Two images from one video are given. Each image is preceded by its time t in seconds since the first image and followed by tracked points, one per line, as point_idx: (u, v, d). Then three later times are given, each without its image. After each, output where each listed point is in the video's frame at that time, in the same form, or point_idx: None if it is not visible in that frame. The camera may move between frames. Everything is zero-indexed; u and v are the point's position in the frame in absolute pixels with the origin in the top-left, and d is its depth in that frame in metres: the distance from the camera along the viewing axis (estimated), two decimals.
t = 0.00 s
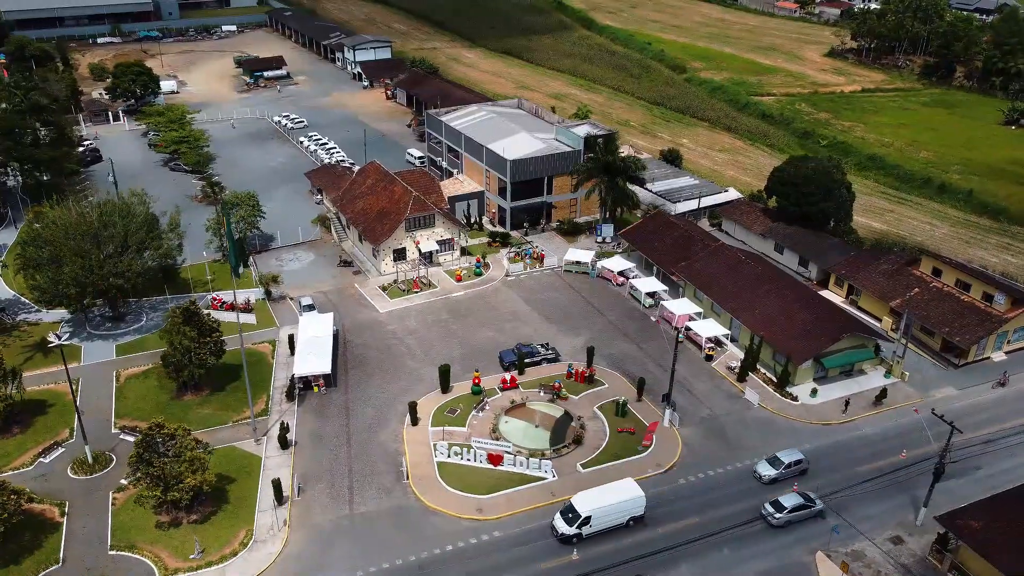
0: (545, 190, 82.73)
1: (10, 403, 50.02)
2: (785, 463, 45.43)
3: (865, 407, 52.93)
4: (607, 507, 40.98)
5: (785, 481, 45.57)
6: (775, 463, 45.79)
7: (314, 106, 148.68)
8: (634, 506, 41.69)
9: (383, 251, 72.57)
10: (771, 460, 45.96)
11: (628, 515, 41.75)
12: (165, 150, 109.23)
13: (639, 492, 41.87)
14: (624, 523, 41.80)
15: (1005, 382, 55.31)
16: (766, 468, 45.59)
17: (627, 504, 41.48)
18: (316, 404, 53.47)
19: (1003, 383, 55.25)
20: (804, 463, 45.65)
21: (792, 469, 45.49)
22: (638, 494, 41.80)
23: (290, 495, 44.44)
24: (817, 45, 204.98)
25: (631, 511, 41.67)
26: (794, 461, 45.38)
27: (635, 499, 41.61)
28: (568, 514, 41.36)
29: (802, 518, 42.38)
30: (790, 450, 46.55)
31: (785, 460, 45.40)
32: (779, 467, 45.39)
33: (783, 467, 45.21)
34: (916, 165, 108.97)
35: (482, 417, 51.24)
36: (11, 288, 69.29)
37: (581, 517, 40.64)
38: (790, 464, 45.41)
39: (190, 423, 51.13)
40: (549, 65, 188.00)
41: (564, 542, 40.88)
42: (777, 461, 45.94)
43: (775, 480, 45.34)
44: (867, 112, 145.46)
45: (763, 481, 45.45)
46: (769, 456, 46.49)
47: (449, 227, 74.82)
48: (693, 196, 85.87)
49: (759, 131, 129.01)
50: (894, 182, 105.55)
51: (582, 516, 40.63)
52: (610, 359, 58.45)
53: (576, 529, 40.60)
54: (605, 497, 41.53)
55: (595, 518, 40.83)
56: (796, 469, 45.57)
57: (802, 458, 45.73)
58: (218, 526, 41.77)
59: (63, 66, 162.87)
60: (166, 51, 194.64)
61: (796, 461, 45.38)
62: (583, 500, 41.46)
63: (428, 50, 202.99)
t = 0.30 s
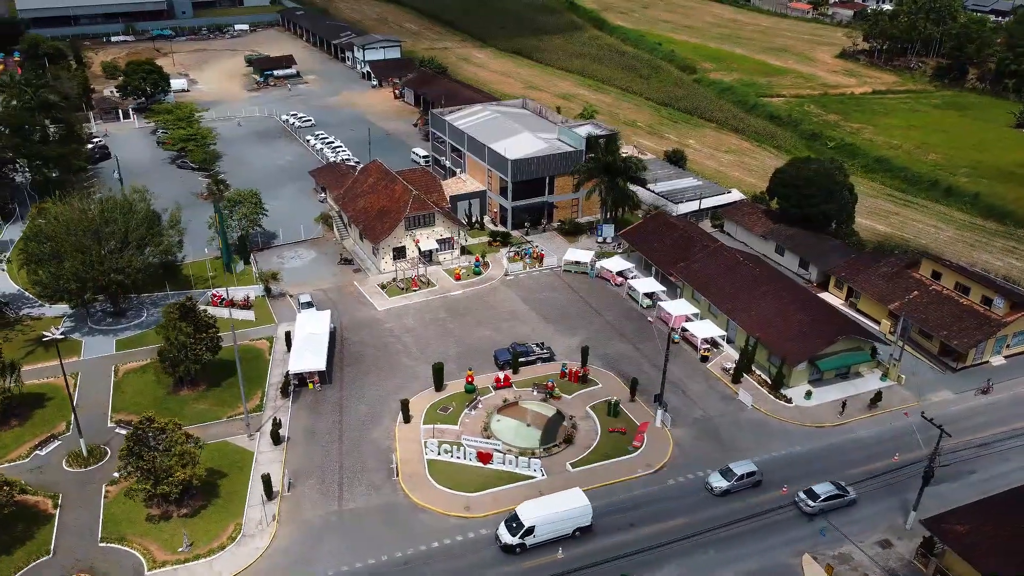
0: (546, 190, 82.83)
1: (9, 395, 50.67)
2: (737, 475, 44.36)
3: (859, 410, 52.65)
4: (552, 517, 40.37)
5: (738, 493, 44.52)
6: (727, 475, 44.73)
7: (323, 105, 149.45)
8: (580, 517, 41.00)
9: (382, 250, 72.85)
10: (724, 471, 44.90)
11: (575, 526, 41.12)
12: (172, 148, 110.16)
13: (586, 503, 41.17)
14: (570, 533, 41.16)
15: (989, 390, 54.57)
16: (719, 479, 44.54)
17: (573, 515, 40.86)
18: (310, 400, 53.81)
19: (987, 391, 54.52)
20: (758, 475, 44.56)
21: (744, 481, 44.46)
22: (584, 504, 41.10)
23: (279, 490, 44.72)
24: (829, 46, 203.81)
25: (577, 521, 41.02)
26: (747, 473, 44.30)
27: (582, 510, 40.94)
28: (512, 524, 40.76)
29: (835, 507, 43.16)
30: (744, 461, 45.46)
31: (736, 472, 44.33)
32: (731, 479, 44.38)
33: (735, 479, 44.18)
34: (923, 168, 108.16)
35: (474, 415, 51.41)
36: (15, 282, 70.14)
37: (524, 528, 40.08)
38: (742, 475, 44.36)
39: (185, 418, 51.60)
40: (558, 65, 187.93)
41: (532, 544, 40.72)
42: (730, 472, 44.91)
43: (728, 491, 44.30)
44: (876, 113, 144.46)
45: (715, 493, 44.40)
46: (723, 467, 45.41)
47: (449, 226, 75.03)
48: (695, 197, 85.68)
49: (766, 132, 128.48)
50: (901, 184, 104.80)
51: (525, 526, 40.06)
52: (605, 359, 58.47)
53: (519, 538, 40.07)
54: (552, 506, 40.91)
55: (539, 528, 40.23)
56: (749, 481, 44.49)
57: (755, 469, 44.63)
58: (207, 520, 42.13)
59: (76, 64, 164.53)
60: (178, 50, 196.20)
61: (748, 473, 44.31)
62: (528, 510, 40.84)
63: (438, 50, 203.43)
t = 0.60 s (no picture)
0: (550, 190, 82.82)
1: (11, 388, 51.41)
2: (691, 486, 43.37)
3: (856, 414, 52.28)
4: (496, 526, 39.86)
5: (691, 503, 43.56)
6: (680, 485, 43.74)
7: (334, 104, 150.27)
8: (526, 526, 40.42)
9: (385, 248, 73.14)
10: (678, 481, 43.91)
11: (520, 534, 40.51)
12: (183, 145, 111.23)
13: (532, 512, 40.61)
14: (515, 542, 40.59)
15: (974, 398, 53.77)
16: (672, 490, 43.53)
17: (519, 523, 40.30)
18: (307, 396, 54.15)
19: (972, 400, 53.73)
20: (711, 486, 43.59)
21: (697, 492, 43.49)
22: (530, 513, 40.55)
23: (272, 485, 45.10)
24: (844, 48, 202.19)
25: (523, 530, 40.45)
26: (700, 483, 43.31)
27: (527, 519, 40.37)
28: (456, 532, 40.25)
29: (870, 499, 43.89)
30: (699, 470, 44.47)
31: (690, 482, 43.35)
32: (684, 489, 43.41)
33: (688, 490, 43.20)
34: (935, 170, 107.08)
35: (468, 413, 51.57)
36: (23, 276, 71.10)
37: (468, 536, 39.58)
38: (695, 486, 43.38)
39: (183, 412, 52.15)
40: (570, 65, 187.78)
41: (497, 549, 40.50)
42: (683, 482, 43.91)
43: (680, 502, 43.33)
44: (890, 116, 143.14)
45: (668, 503, 43.44)
46: (676, 477, 44.39)
47: (451, 225, 75.24)
48: (700, 198, 85.37)
49: (777, 133, 127.73)
50: (911, 187, 103.90)
51: (468, 534, 39.58)
52: (602, 359, 58.46)
53: (463, 547, 39.58)
54: (496, 515, 40.32)
55: (482, 537, 39.76)
56: (702, 492, 43.52)
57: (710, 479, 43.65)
58: (199, 512, 42.58)
59: (92, 61, 166.43)
60: (194, 48, 197.88)
61: (702, 484, 43.33)
62: (473, 517, 40.32)
63: (451, 50, 203.86)
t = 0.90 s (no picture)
0: (554, 189, 82.56)
1: (14, 379, 52.17)
2: (643, 495, 42.71)
3: (853, 418, 51.93)
4: (439, 531, 39.50)
5: (642, 513, 42.90)
6: (632, 494, 43.10)
7: (346, 102, 151.03)
8: (471, 533, 40.04)
9: (387, 246, 73.52)
10: (630, 490, 43.26)
11: (465, 542, 40.12)
12: (194, 142, 112.32)
13: (478, 518, 40.27)
14: (460, 549, 40.19)
15: (958, 407, 52.69)
16: (623, 498, 42.84)
17: (464, 530, 39.93)
18: (304, 392, 54.54)
19: (956, 408, 52.69)
20: (664, 495, 42.97)
21: (650, 501, 42.80)
22: (476, 519, 40.19)
23: (265, 479, 45.50)
24: (860, 49, 200.53)
25: (468, 536, 40.05)
26: (653, 492, 42.68)
27: (473, 526, 40.01)
28: (399, 537, 39.86)
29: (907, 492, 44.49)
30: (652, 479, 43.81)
31: (642, 491, 42.70)
32: (636, 499, 42.72)
33: (640, 499, 42.53)
34: (947, 174, 105.97)
35: (463, 411, 51.70)
36: (31, 270, 72.07)
37: (410, 542, 39.21)
38: (648, 495, 42.72)
39: (182, 406, 52.72)
40: (583, 65, 187.54)
41: (440, 556, 40.09)
42: (636, 491, 43.25)
43: (632, 512, 42.64)
44: (904, 118, 141.75)
45: (619, 512, 42.76)
46: (629, 486, 43.71)
47: (454, 223, 75.48)
48: (706, 199, 85.05)
49: (788, 135, 126.95)
50: (921, 190, 102.91)
51: (411, 540, 39.20)
52: (600, 359, 58.43)
53: (405, 553, 39.15)
54: (439, 522, 39.97)
55: (425, 543, 39.39)
56: (655, 502, 42.85)
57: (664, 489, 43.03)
58: (192, 505, 43.05)
59: (110, 59, 168.36)
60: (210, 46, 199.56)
61: (655, 493, 42.69)
62: (416, 523, 39.98)
63: (464, 49, 204.25)
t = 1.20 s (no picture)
0: (559, 189, 82.94)
1: (16, 371, 52.96)
2: (595, 502, 42.02)
3: (850, 421, 51.56)
4: (381, 536, 39.26)
5: (594, 520, 42.25)
6: (585, 501, 42.45)
7: (359, 101, 151.85)
8: (414, 538, 39.67)
9: (390, 244, 73.93)
10: (583, 497, 42.57)
11: (408, 547, 39.76)
12: (205, 140, 113.41)
13: (422, 524, 39.88)
14: (403, 554, 39.81)
15: (941, 414, 51.93)
16: (575, 506, 42.18)
17: (407, 536, 39.57)
18: (302, 387, 54.97)
19: (939, 415, 51.93)
20: (616, 503, 42.28)
21: (601, 509, 42.09)
22: (420, 525, 39.81)
23: (259, 473, 45.93)
24: (877, 51, 198.82)
25: (412, 541, 39.64)
26: (605, 500, 41.99)
27: (416, 531, 39.64)
28: (342, 541, 39.65)
29: (945, 487, 44.95)
30: (606, 487, 43.12)
31: (593, 499, 42.01)
32: (587, 506, 42.06)
33: (591, 507, 41.86)
34: (959, 177, 104.83)
35: (458, 408, 51.89)
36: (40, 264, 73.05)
37: (352, 546, 38.95)
38: (600, 503, 42.02)
39: (181, 400, 53.36)
40: (596, 66, 187.36)
41: (383, 561, 39.77)
42: (588, 498, 42.60)
43: (582, 519, 42.03)
44: (918, 121, 140.35)
45: (570, 520, 42.16)
46: (582, 493, 43.01)
47: (458, 222, 75.77)
48: (711, 201, 84.71)
49: (799, 137, 126.16)
50: (932, 193, 101.98)
51: (352, 545, 38.95)
52: (597, 359, 58.45)
53: (347, 558, 38.90)
54: (382, 528, 39.67)
55: (367, 548, 39.11)
56: (607, 510, 42.18)
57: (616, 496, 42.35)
58: (185, 497, 43.54)
59: (127, 56, 170.39)
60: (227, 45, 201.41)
61: (606, 501, 41.96)
62: (359, 527, 39.71)
63: (478, 49, 204.64)
